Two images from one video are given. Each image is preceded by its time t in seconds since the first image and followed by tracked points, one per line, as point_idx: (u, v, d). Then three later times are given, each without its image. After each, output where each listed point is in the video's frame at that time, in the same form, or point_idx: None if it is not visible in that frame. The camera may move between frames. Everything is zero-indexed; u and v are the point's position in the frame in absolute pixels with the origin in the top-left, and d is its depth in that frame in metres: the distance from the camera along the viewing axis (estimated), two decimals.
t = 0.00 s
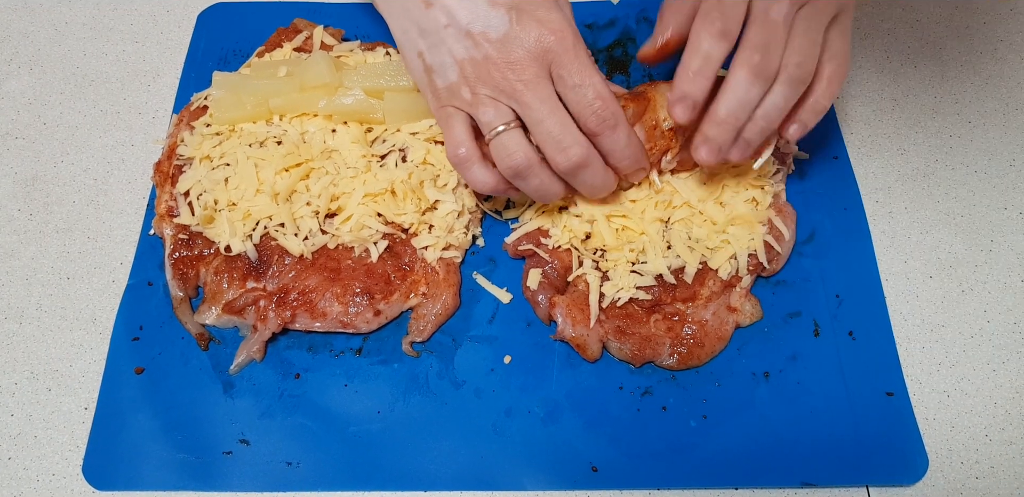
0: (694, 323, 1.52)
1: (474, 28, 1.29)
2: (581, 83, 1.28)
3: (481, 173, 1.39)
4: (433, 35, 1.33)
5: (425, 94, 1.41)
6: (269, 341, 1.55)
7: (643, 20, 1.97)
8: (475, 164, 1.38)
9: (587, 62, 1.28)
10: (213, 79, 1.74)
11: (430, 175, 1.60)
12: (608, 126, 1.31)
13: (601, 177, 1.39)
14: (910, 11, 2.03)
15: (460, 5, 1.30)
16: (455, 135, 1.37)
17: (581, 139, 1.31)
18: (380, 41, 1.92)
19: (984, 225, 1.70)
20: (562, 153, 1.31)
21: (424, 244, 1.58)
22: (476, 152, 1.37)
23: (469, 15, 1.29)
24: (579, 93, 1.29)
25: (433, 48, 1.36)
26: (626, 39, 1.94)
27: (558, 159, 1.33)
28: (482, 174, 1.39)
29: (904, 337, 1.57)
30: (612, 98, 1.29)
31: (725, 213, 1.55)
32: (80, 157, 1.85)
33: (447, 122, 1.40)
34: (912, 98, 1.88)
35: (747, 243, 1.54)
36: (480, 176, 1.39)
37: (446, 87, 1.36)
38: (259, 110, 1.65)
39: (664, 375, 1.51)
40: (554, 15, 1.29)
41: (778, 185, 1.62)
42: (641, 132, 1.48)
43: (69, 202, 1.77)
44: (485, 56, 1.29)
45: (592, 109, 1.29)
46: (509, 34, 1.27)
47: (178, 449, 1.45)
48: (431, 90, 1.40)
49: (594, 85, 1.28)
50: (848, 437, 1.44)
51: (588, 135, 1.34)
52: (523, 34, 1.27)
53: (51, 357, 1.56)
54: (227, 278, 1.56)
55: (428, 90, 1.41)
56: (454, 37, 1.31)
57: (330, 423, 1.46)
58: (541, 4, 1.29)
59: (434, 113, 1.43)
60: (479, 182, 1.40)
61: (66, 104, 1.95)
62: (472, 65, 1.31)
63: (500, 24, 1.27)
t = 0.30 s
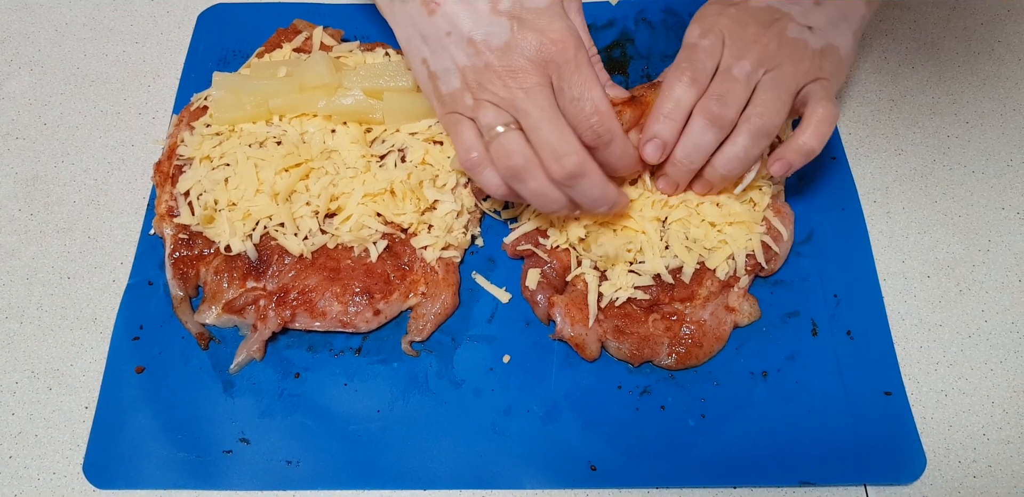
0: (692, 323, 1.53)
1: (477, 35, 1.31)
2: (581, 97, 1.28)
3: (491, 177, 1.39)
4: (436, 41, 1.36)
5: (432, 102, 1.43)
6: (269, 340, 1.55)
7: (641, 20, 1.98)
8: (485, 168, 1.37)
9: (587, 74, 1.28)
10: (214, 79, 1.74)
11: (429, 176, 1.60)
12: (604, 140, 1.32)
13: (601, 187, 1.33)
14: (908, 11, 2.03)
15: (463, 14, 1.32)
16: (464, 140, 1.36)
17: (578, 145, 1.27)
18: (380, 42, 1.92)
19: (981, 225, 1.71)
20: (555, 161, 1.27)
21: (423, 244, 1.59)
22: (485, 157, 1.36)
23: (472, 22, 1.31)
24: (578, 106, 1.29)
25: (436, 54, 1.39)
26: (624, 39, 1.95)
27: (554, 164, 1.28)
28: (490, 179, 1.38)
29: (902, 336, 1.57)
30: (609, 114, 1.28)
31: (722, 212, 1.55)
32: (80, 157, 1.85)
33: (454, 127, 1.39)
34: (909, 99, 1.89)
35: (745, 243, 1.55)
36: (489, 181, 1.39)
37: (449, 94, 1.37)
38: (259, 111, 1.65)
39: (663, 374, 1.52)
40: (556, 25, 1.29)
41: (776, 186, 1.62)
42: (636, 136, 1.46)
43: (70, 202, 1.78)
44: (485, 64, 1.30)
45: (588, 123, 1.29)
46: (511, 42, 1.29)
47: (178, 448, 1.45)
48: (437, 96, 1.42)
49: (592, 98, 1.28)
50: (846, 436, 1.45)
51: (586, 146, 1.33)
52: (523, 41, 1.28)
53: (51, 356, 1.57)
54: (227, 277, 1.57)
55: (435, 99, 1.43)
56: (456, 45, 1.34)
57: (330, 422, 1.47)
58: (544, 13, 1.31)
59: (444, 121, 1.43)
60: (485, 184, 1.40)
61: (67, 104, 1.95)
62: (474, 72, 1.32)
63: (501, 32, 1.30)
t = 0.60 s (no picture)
0: (691, 323, 1.53)
1: (464, 38, 1.30)
2: (569, 95, 1.24)
3: (490, 181, 1.43)
4: (427, 41, 1.37)
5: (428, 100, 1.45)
6: (271, 338, 1.56)
7: (642, 21, 1.99)
8: (485, 172, 1.42)
9: (572, 70, 1.24)
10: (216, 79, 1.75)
11: (431, 175, 1.61)
12: (597, 139, 1.28)
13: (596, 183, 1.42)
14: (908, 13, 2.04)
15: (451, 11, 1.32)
16: (463, 146, 1.41)
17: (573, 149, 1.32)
18: (381, 42, 1.93)
19: (980, 226, 1.72)
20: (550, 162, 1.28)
21: (424, 243, 1.59)
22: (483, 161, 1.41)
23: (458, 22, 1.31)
24: (564, 105, 1.25)
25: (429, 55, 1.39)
26: (625, 40, 1.96)
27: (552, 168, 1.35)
28: (491, 182, 1.44)
29: (901, 336, 1.58)
30: (600, 112, 1.24)
31: (722, 213, 1.56)
32: (83, 155, 1.86)
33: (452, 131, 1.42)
34: (909, 100, 1.90)
35: (744, 244, 1.55)
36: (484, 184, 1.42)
37: (443, 96, 1.39)
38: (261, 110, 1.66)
39: (662, 373, 1.53)
40: (541, 18, 1.26)
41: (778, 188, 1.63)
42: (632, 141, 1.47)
43: (73, 200, 1.79)
44: (473, 68, 1.30)
45: (579, 122, 1.25)
46: (497, 45, 1.28)
47: (180, 444, 1.46)
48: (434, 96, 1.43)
49: (577, 97, 1.23)
50: (844, 435, 1.45)
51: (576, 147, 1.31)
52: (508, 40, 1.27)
53: (54, 353, 1.57)
54: (229, 275, 1.57)
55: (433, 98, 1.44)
56: (445, 46, 1.34)
57: (332, 419, 1.48)
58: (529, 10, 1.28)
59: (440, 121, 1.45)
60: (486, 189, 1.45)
61: (70, 103, 1.96)
62: (462, 76, 1.33)
63: (487, 34, 1.28)
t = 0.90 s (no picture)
0: (691, 322, 1.54)
1: None
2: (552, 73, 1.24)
3: (471, 145, 1.40)
4: None
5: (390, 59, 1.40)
6: (274, 335, 1.57)
7: (643, 21, 2.00)
8: (466, 136, 1.39)
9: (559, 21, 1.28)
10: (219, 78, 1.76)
11: (432, 173, 1.62)
12: (584, 84, 1.29)
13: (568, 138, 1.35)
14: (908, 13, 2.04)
15: None
16: (439, 107, 1.38)
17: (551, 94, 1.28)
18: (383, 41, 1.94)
19: (980, 225, 1.73)
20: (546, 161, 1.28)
21: (426, 241, 1.60)
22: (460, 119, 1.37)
23: None
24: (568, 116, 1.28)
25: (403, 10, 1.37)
26: (626, 40, 1.97)
27: (525, 110, 1.29)
28: (471, 146, 1.40)
29: (901, 335, 1.59)
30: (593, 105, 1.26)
31: (722, 214, 1.57)
32: (87, 154, 1.87)
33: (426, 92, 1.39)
34: (909, 100, 1.90)
35: (744, 245, 1.56)
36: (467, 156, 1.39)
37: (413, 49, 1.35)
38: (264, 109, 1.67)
39: (663, 371, 1.53)
40: None
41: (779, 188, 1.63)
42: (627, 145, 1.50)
43: (76, 198, 1.80)
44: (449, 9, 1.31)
45: (566, 65, 1.27)
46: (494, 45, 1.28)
47: (183, 441, 1.47)
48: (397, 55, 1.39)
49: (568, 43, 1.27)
50: (844, 434, 1.46)
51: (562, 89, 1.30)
52: None
53: (57, 350, 1.58)
54: (231, 273, 1.58)
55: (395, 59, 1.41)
56: None
57: (334, 416, 1.48)
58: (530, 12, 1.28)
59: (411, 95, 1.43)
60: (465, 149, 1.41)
61: (74, 102, 1.97)
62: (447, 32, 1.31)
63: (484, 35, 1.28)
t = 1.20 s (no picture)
0: (690, 322, 1.55)
1: (457, 9, 1.30)
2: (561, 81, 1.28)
3: (483, 167, 1.43)
4: (413, 19, 1.33)
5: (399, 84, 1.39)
6: (274, 333, 1.57)
7: (643, 21, 2.01)
8: (478, 158, 1.41)
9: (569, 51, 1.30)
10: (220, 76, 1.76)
11: (433, 172, 1.63)
12: (590, 116, 1.33)
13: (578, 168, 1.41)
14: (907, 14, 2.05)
15: None
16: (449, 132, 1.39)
17: (562, 127, 1.32)
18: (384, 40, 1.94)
19: (977, 224, 1.73)
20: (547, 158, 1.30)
21: (426, 239, 1.61)
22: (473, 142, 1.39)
23: None
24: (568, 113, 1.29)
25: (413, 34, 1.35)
26: (626, 40, 1.98)
27: (538, 145, 1.33)
28: (483, 169, 1.43)
29: (899, 333, 1.59)
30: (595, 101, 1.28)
31: (722, 215, 1.58)
32: (88, 152, 1.88)
33: (437, 115, 1.39)
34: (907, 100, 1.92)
35: (744, 246, 1.57)
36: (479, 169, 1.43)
37: (423, 75, 1.34)
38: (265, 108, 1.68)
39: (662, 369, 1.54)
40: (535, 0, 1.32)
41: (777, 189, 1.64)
42: (632, 152, 1.52)
43: (78, 196, 1.80)
44: (464, 38, 1.29)
45: (573, 98, 1.31)
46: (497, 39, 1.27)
47: (184, 438, 1.47)
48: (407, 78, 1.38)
49: (576, 75, 1.30)
50: (842, 431, 1.47)
51: (568, 124, 1.34)
52: (507, 19, 1.27)
53: (58, 348, 1.59)
54: (232, 271, 1.59)
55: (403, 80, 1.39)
56: (434, 20, 1.31)
57: (334, 413, 1.49)
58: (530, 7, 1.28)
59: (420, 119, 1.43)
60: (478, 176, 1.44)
61: (75, 100, 1.98)
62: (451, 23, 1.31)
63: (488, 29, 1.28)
